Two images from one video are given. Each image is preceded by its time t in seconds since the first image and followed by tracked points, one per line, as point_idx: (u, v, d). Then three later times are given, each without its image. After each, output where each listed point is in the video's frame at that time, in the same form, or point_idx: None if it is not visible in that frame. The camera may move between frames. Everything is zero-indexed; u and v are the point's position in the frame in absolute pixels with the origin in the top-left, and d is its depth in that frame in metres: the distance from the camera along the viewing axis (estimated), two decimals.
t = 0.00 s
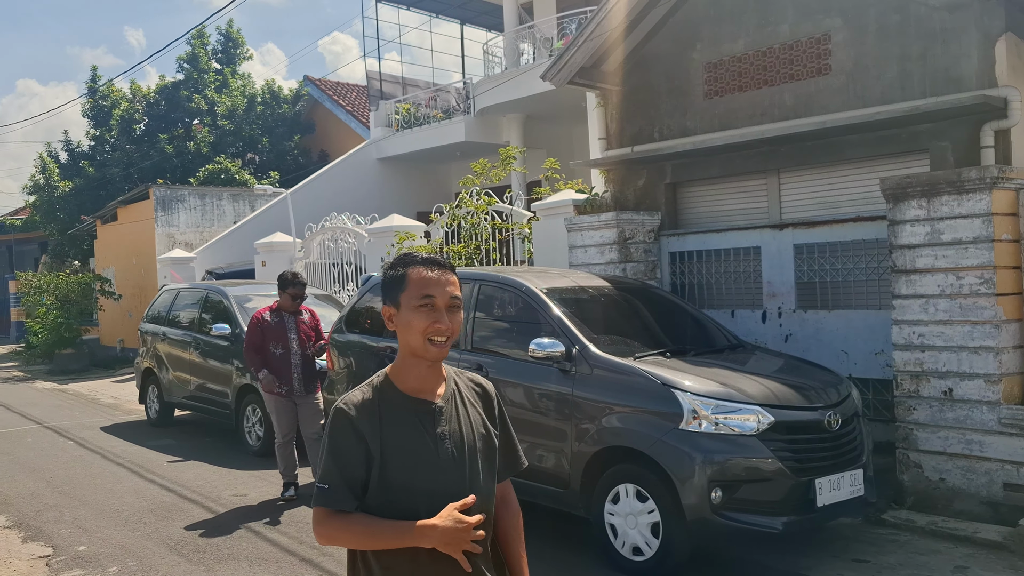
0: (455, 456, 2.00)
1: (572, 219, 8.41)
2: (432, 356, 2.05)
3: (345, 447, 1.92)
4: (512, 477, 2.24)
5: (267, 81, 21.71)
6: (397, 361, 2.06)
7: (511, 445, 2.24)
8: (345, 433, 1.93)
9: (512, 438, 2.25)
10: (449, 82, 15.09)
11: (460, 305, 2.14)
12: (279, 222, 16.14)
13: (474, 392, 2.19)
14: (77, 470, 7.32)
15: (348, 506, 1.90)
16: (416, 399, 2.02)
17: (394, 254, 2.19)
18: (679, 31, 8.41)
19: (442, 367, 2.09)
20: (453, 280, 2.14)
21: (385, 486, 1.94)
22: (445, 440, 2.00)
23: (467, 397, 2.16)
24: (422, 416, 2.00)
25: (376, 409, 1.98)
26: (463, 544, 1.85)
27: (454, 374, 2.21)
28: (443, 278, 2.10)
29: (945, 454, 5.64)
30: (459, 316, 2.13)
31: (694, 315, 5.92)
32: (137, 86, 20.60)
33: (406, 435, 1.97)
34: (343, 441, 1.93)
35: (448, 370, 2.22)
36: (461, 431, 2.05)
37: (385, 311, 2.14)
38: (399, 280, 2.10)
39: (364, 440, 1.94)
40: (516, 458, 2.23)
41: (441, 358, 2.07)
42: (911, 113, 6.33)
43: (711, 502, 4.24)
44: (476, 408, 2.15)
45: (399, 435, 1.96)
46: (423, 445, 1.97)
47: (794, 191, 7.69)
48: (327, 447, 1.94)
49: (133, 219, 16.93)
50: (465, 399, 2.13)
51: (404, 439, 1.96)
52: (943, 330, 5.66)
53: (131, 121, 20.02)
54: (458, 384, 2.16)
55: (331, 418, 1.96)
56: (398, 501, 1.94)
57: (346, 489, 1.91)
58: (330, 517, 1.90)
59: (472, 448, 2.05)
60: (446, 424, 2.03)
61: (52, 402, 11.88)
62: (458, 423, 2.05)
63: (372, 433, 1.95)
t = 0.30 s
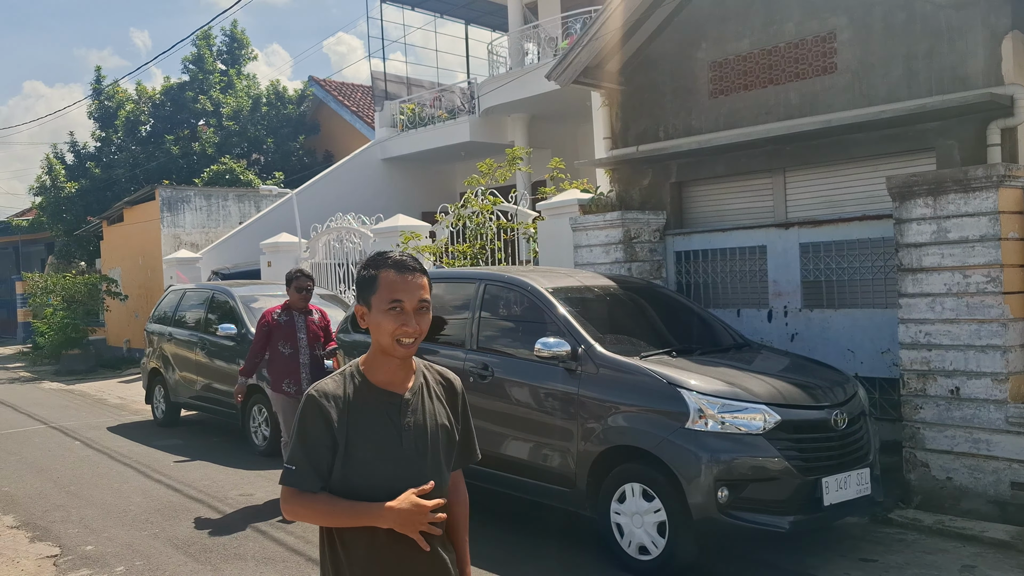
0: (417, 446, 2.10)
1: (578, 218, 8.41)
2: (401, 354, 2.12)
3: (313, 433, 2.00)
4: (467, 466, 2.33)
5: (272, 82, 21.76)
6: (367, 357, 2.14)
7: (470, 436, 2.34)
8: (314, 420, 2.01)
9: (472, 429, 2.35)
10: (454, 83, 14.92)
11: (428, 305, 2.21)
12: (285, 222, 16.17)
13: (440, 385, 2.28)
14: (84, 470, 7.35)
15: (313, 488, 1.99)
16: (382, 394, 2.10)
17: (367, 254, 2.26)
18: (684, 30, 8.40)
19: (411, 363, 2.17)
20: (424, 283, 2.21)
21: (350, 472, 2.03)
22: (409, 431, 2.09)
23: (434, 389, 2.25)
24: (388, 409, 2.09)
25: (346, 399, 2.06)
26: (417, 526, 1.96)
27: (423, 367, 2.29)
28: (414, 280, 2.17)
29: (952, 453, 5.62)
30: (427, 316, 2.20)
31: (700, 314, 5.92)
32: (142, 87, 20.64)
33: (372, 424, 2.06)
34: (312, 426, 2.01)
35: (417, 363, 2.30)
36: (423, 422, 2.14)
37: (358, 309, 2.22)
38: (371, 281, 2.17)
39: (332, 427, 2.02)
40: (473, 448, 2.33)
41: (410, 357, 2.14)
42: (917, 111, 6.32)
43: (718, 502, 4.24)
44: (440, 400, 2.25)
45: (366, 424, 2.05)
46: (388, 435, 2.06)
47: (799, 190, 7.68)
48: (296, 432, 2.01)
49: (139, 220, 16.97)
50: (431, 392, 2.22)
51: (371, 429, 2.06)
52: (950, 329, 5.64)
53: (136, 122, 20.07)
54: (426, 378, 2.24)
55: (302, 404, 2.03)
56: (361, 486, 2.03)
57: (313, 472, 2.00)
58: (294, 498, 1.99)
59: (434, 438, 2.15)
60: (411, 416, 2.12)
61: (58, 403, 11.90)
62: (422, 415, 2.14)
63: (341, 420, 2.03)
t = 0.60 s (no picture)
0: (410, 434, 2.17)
1: (586, 218, 8.40)
2: (385, 348, 2.18)
3: (310, 421, 2.10)
4: (466, 456, 2.39)
5: (280, 83, 21.82)
6: (357, 354, 2.21)
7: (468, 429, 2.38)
8: (311, 411, 2.11)
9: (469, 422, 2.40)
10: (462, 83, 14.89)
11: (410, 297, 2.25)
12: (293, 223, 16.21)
13: (432, 376, 2.34)
14: (94, 470, 7.38)
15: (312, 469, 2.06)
16: (373, 388, 2.18)
17: (350, 254, 2.31)
18: (692, 29, 8.37)
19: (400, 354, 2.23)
20: (402, 275, 2.25)
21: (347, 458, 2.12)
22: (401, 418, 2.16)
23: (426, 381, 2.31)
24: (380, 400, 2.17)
25: (340, 390, 2.16)
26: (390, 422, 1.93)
27: (415, 360, 2.35)
28: (389, 275, 2.21)
29: (964, 453, 5.59)
30: (409, 308, 2.24)
31: (709, 314, 5.90)
32: (151, 88, 20.73)
33: (365, 413, 2.15)
34: (310, 418, 2.11)
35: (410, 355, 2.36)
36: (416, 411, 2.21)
37: (344, 308, 2.28)
38: (350, 280, 2.23)
39: (328, 416, 2.12)
40: (473, 436, 2.38)
41: (396, 349, 2.20)
42: (926, 109, 6.28)
43: (727, 502, 4.22)
44: (433, 392, 2.31)
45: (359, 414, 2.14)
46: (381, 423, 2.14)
47: (808, 189, 7.65)
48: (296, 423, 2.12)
49: (149, 221, 17.04)
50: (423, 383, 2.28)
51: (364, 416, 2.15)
52: (961, 328, 5.61)
53: (145, 123, 20.14)
54: (418, 370, 2.30)
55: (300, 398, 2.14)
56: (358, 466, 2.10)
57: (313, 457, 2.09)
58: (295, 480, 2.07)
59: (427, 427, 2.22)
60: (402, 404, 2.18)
61: (69, 403, 11.97)
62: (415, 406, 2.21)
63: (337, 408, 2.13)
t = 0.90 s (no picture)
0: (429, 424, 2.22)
1: (596, 218, 8.39)
2: (397, 344, 2.20)
3: (334, 413, 2.15)
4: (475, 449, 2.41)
5: (291, 83, 21.92)
6: (374, 353, 2.24)
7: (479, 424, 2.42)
8: (335, 403, 2.17)
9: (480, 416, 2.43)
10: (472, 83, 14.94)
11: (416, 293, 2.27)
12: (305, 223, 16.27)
13: (447, 371, 2.38)
14: (107, 469, 7.43)
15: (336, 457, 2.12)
16: (392, 384, 2.22)
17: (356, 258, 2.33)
18: (702, 28, 8.34)
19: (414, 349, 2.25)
20: (406, 273, 2.27)
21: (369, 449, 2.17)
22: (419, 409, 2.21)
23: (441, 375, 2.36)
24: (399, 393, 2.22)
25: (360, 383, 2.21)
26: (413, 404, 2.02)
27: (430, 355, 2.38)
28: (394, 274, 2.23)
29: (977, 453, 5.54)
30: (417, 303, 2.26)
31: (719, 313, 5.88)
32: (163, 90, 20.87)
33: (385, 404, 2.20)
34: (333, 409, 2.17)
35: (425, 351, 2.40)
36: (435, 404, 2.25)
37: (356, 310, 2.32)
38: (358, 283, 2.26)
39: (352, 408, 2.17)
40: (482, 430, 2.40)
41: (408, 345, 2.21)
42: (938, 106, 6.24)
43: (737, 502, 4.21)
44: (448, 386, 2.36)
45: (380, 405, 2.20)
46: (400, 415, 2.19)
47: (819, 187, 7.62)
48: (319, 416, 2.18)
49: (161, 222, 17.14)
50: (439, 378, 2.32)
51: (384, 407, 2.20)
52: (973, 327, 5.57)
53: (158, 125, 20.28)
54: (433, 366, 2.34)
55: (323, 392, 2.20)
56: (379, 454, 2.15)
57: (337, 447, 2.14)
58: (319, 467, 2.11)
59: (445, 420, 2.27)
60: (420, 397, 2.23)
61: (82, 402, 12.05)
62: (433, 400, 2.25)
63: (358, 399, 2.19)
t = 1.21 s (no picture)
0: (447, 425, 2.39)
1: (607, 217, 8.37)
2: (424, 343, 2.38)
3: (357, 415, 2.32)
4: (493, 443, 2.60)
5: (304, 84, 22.00)
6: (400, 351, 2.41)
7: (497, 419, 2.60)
8: (359, 404, 2.32)
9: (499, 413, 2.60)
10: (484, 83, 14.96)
11: (445, 296, 2.46)
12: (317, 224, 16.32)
13: (467, 371, 2.55)
14: (120, 469, 7.48)
15: (360, 459, 2.29)
16: (416, 382, 2.38)
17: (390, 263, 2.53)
18: (714, 26, 8.30)
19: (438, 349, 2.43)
20: (436, 277, 2.46)
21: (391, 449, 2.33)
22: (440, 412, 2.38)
23: (462, 376, 2.52)
24: (421, 394, 2.38)
25: (384, 387, 2.36)
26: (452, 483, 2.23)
27: (452, 356, 2.55)
28: (424, 277, 2.42)
29: (992, 454, 5.49)
30: (444, 305, 2.45)
31: (731, 313, 5.86)
32: (177, 91, 21.00)
33: (409, 409, 2.36)
34: (357, 409, 2.32)
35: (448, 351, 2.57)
36: (451, 402, 2.43)
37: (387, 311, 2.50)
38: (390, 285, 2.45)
39: (373, 409, 2.33)
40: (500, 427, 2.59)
41: (434, 345, 2.40)
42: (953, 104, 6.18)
43: (748, 503, 4.19)
44: (467, 387, 2.52)
45: (403, 410, 2.36)
46: (422, 416, 2.36)
47: (832, 186, 7.58)
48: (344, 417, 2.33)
49: (175, 222, 17.24)
50: (459, 377, 2.49)
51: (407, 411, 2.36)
52: (988, 327, 5.52)
53: (172, 126, 20.41)
54: (454, 366, 2.51)
55: (349, 391, 2.35)
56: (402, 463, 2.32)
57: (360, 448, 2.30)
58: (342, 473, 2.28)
59: (462, 421, 2.44)
60: (441, 398, 2.40)
61: (96, 402, 12.13)
62: (452, 399, 2.43)
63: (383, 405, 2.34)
